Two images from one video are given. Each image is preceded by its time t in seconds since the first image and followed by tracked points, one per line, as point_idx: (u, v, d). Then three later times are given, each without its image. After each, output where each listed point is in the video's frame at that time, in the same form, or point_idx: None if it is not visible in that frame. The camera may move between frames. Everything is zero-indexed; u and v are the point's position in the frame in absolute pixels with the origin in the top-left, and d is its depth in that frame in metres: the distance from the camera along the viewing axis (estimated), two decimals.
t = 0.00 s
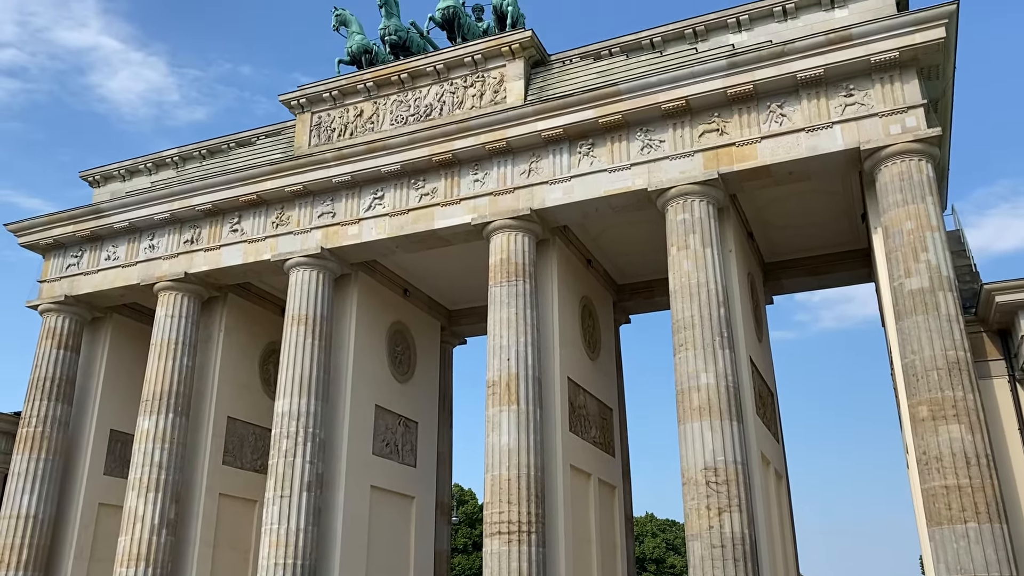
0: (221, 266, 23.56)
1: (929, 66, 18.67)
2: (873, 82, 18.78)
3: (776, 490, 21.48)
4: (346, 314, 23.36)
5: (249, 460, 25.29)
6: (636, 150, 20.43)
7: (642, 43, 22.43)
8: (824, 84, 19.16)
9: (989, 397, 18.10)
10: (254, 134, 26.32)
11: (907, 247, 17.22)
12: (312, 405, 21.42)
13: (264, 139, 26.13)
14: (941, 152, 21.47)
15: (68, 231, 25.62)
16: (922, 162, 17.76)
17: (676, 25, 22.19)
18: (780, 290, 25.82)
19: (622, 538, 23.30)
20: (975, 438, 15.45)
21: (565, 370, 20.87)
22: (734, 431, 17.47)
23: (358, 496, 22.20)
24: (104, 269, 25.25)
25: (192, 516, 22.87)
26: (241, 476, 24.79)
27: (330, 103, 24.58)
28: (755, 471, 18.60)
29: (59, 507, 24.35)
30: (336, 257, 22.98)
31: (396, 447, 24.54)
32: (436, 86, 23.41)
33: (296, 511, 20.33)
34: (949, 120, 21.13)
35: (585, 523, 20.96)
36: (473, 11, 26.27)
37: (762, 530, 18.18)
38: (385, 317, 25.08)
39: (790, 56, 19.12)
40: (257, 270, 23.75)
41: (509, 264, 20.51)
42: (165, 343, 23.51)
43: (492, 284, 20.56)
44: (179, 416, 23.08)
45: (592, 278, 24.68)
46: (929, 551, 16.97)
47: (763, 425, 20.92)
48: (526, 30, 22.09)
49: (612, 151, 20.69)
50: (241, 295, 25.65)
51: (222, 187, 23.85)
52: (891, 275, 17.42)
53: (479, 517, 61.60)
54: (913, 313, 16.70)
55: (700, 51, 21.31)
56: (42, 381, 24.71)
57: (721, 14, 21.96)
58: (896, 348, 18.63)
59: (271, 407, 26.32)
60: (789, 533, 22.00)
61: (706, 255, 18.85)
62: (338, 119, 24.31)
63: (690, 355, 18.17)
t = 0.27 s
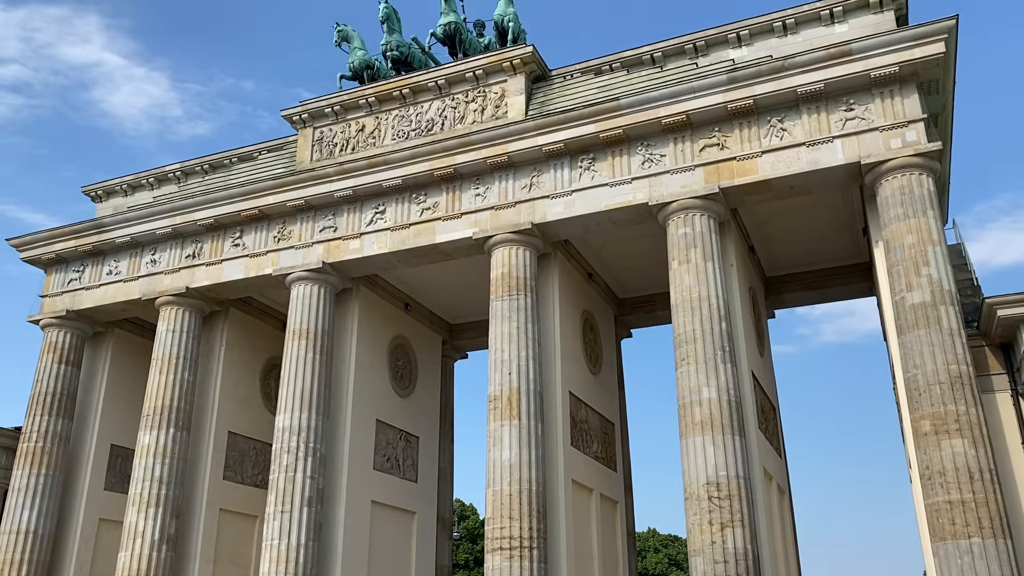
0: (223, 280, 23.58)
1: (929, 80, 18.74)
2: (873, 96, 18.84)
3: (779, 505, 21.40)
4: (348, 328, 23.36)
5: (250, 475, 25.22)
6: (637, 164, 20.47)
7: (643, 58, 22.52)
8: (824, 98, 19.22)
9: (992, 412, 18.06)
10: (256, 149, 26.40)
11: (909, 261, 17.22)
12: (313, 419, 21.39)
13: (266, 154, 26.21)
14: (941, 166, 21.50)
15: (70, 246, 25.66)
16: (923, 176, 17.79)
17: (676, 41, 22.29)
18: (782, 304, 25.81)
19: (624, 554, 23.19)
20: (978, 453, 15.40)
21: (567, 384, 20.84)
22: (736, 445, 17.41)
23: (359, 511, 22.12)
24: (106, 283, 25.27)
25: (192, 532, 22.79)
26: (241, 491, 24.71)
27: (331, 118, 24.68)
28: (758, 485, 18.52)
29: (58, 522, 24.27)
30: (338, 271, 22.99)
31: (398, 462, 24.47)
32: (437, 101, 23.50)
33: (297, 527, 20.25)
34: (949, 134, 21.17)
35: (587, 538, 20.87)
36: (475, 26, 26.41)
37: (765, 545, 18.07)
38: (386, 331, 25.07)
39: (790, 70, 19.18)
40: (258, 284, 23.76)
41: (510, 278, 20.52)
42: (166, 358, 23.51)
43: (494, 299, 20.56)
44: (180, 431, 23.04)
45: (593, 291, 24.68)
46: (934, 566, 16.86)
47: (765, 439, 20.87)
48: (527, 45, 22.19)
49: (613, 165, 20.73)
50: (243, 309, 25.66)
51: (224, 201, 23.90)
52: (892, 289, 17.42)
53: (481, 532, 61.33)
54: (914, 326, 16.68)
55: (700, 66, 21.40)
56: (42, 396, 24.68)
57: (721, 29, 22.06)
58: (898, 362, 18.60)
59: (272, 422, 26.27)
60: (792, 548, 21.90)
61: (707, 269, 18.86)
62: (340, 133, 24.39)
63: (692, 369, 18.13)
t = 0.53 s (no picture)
0: (224, 294, 23.58)
1: (929, 94, 18.78)
2: (873, 110, 18.87)
3: (782, 520, 21.29)
4: (349, 342, 23.34)
5: (250, 490, 25.13)
6: (638, 178, 20.50)
7: (644, 73, 22.60)
8: (824, 112, 19.27)
9: (995, 426, 18.00)
10: (257, 163, 26.46)
11: (910, 274, 17.21)
12: (314, 433, 21.34)
13: (268, 168, 26.27)
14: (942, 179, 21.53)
15: (72, 260, 25.69)
16: (923, 189, 17.80)
17: (677, 55, 22.36)
18: (784, 317, 25.77)
19: (626, 569, 23.07)
20: (981, 467, 15.33)
21: (568, 398, 20.79)
22: (739, 460, 17.35)
23: (360, 526, 22.03)
24: (107, 298, 25.27)
25: (192, 547, 22.69)
26: (242, 506, 24.63)
27: (333, 132, 24.75)
28: (761, 500, 18.44)
29: (58, 537, 24.17)
30: (339, 285, 22.99)
31: (399, 476, 24.39)
32: (439, 115, 23.56)
33: (297, 542, 20.16)
34: (949, 148, 21.20)
35: (589, 553, 20.77)
36: (476, 41, 26.52)
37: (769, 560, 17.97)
38: (387, 345, 25.05)
39: (791, 84, 19.24)
40: (260, 298, 23.75)
41: (512, 292, 20.52)
42: (166, 372, 23.50)
43: (495, 312, 20.55)
44: (181, 445, 22.99)
45: (595, 305, 24.67)
46: None
47: (768, 453, 20.80)
48: (528, 60, 22.27)
49: (614, 179, 20.76)
50: (244, 323, 25.64)
51: (225, 215, 23.94)
52: (894, 303, 17.39)
53: (482, 548, 61.06)
54: (916, 340, 16.64)
55: (701, 81, 21.47)
56: (43, 410, 24.65)
57: (721, 44, 22.14)
58: (901, 376, 18.55)
59: (273, 436, 26.21)
60: (796, 563, 21.77)
61: (708, 283, 18.86)
62: (342, 148, 24.45)
63: (694, 383, 18.09)
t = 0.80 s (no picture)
0: (225, 307, 23.58)
1: (930, 107, 18.82)
2: (874, 123, 18.90)
3: (785, 533, 21.20)
4: (350, 355, 23.32)
5: (251, 503, 25.06)
6: (639, 191, 20.52)
7: (645, 86, 22.66)
8: (825, 125, 19.31)
9: (998, 438, 17.93)
10: (259, 176, 26.52)
11: (912, 286, 17.19)
12: (315, 447, 21.29)
13: (270, 181, 26.33)
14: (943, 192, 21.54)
15: (74, 273, 25.71)
16: (924, 202, 17.81)
17: (677, 68, 22.43)
18: (786, 329, 25.74)
19: None
20: (985, 480, 15.27)
21: (570, 411, 20.75)
22: (741, 473, 17.29)
23: (361, 540, 21.94)
24: (109, 310, 25.28)
25: (193, 561, 22.61)
26: (243, 519, 24.55)
27: (335, 145, 24.81)
28: (764, 514, 18.36)
29: (58, 551, 24.10)
30: (340, 297, 22.99)
31: (400, 489, 24.32)
32: (440, 128, 23.63)
33: (298, 556, 20.07)
34: (950, 160, 21.22)
35: (591, 566, 20.68)
36: (477, 55, 26.62)
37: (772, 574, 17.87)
38: (388, 358, 25.02)
39: (791, 97, 19.29)
40: (261, 311, 23.75)
41: (513, 304, 20.51)
42: (168, 385, 23.49)
43: (497, 325, 20.54)
44: (182, 458, 22.95)
45: (596, 317, 24.66)
46: None
47: (770, 466, 20.72)
48: (530, 73, 22.35)
49: (615, 192, 20.78)
50: (245, 335, 25.63)
51: (227, 228, 23.97)
52: (896, 315, 17.36)
53: (484, 561, 60.76)
54: (919, 352, 16.61)
55: (702, 94, 21.52)
56: (44, 423, 24.62)
57: (722, 57, 22.21)
58: (903, 388, 18.51)
59: (273, 449, 26.15)
60: None
61: (710, 295, 18.85)
62: (343, 161, 24.51)
63: (697, 396, 18.05)
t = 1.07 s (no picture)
0: (228, 318, 23.61)
1: (931, 119, 18.86)
2: (875, 134, 18.95)
3: (788, 545, 21.12)
4: (352, 366, 23.31)
5: (253, 515, 25.01)
6: (641, 202, 20.56)
7: (646, 97, 22.74)
8: (826, 136, 19.36)
9: (1001, 450, 17.89)
10: (262, 188, 26.60)
11: (914, 297, 17.19)
12: (317, 458, 21.27)
13: (272, 193, 26.40)
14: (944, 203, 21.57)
15: (77, 284, 25.77)
16: (926, 213, 17.83)
17: (679, 80, 22.51)
18: (788, 341, 25.72)
19: None
20: (988, 492, 15.23)
21: (572, 422, 20.72)
22: (743, 484, 17.25)
23: (363, 552, 21.88)
24: (111, 321, 25.32)
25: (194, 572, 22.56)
26: (244, 531, 24.50)
27: (337, 157, 24.89)
28: (767, 525, 18.30)
29: (59, 563, 24.06)
30: (342, 308, 23.00)
31: (401, 501, 24.27)
32: (442, 139, 23.71)
33: (300, 568, 20.02)
34: (951, 172, 21.26)
35: None
36: (479, 67, 26.73)
37: None
38: (390, 369, 25.02)
39: (792, 109, 19.35)
40: (263, 322, 23.77)
41: (515, 315, 20.52)
42: (170, 396, 23.51)
43: (498, 336, 20.54)
44: (183, 469, 22.93)
45: (598, 328, 24.66)
46: None
47: (773, 478, 20.67)
48: (531, 85, 22.44)
49: (617, 203, 20.83)
50: (247, 347, 25.64)
51: (230, 240, 24.03)
52: (898, 326, 17.36)
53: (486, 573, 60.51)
54: (921, 364, 16.59)
55: (703, 105, 21.59)
56: (46, 435, 24.62)
57: (723, 69, 22.29)
58: (906, 399, 18.47)
59: (275, 461, 26.12)
60: None
61: (712, 306, 18.86)
62: (346, 172, 24.58)
63: (699, 407, 18.03)
